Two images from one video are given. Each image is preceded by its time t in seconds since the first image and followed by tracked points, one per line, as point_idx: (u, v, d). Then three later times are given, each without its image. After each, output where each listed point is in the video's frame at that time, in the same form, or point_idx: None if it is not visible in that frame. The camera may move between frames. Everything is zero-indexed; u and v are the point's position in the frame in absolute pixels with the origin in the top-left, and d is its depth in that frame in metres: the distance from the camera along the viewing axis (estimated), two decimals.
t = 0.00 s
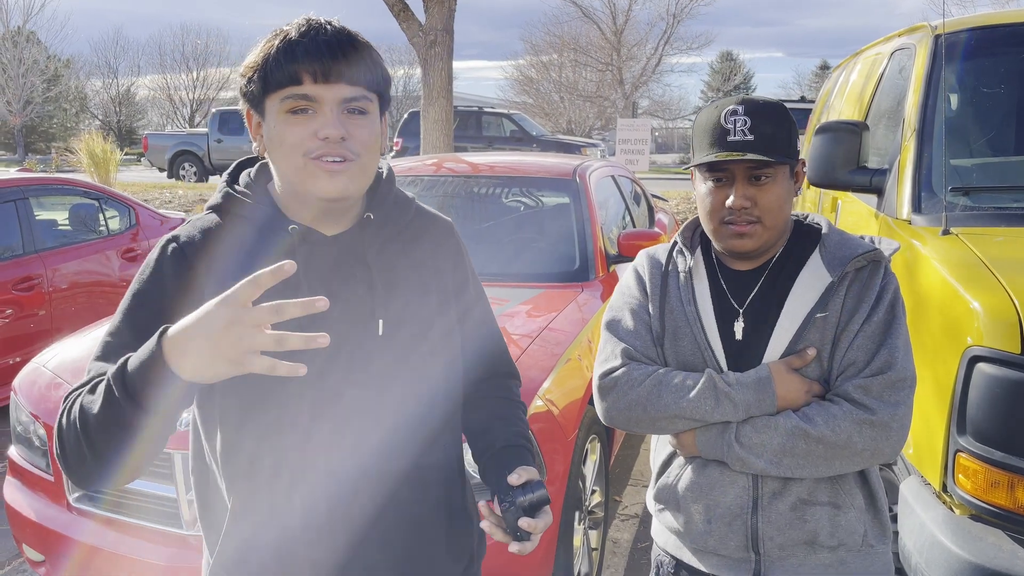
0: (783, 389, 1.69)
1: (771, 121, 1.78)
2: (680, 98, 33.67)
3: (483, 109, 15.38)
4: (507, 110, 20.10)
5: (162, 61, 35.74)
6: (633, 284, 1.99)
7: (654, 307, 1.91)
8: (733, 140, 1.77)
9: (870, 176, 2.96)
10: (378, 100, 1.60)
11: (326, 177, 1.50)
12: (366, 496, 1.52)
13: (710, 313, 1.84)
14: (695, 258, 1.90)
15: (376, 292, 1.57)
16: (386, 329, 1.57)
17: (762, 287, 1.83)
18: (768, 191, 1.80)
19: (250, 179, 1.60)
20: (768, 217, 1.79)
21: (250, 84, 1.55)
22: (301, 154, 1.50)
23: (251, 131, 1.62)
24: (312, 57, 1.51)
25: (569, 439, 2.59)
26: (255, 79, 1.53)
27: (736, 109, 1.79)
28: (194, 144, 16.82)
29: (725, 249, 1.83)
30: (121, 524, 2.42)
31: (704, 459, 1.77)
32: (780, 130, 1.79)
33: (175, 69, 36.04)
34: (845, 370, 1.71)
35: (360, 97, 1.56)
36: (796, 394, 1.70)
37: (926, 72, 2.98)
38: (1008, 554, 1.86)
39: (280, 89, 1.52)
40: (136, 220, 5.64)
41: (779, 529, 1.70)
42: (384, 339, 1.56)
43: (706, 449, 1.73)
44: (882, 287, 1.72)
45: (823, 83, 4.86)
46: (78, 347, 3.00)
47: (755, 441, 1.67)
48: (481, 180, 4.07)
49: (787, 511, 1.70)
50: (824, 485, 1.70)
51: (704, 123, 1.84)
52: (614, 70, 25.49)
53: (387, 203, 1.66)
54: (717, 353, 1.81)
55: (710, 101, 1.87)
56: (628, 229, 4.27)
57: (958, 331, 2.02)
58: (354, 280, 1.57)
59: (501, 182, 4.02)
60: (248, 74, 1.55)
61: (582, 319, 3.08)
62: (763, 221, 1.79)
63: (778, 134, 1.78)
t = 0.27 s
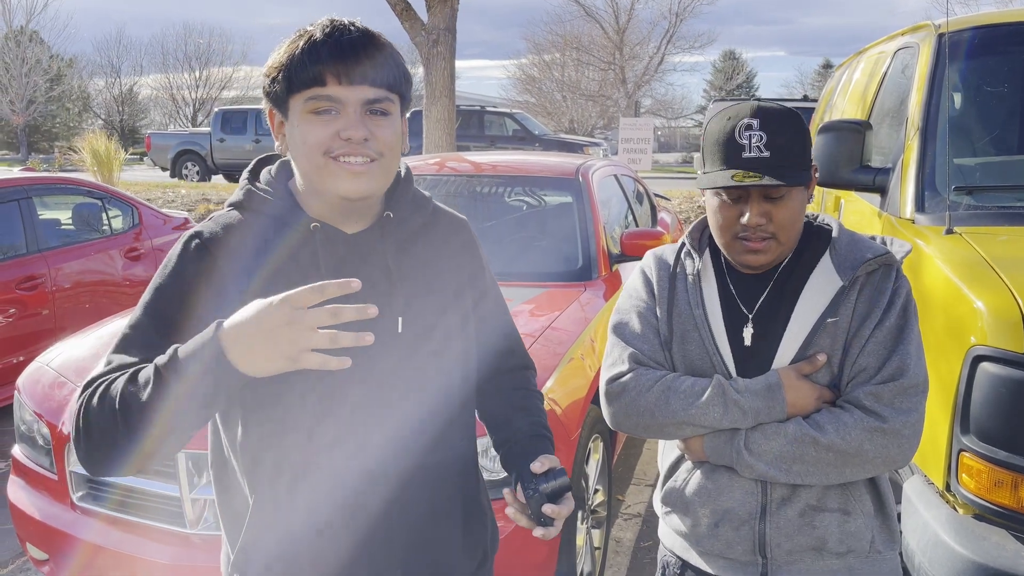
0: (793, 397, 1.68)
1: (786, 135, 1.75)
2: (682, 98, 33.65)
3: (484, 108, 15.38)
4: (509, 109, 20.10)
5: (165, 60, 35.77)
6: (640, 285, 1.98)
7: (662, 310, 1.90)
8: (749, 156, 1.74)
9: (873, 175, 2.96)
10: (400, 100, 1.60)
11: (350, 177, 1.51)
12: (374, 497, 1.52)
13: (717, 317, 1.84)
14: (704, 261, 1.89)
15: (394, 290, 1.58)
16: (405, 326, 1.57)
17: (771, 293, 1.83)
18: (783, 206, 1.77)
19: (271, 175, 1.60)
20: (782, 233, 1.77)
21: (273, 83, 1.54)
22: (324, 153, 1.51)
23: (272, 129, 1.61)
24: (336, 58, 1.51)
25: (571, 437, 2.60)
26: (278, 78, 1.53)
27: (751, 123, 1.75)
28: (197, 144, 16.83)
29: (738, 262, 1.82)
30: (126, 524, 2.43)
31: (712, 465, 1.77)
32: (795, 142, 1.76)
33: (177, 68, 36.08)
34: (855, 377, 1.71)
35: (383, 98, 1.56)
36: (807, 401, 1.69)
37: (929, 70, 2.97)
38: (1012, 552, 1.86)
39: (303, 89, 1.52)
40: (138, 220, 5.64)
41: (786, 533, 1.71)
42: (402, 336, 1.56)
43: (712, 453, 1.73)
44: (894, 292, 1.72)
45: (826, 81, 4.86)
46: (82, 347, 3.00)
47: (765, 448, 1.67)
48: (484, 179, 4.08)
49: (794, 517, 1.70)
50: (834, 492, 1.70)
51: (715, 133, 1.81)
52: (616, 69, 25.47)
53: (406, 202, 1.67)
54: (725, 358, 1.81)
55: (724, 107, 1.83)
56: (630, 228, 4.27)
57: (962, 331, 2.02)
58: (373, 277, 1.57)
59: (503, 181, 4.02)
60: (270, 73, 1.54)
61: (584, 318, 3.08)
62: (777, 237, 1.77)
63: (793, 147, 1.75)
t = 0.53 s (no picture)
0: (803, 418, 1.66)
1: (840, 172, 1.62)
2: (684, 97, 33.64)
3: (487, 107, 15.39)
4: (511, 108, 20.11)
5: (167, 61, 35.83)
6: (664, 282, 1.96)
7: (682, 311, 1.89)
8: (798, 197, 1.62)
9: (876, 173, 2.95)
10: (414, 102, 1.61)
11: (363, 179, 1.52)
12: (377, 498, 1.52)
13: (737, 322, 1.81)
14: (731, 264, 1.85)
15: (412, 286, 1.59)
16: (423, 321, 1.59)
17: (797, 309, 1.78)
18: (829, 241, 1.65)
19: (293, 173, 1.59)
20: (824, 268, 1.67)
21: (290, 84, 1.55)
22: (338, 155, 1.52)
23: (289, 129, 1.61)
24: (352, 62, 1.52)
25: (574, 435, 2.60)
26: (295, 80, 1.53)
27: (804, 160, 1.62)
28: (200, 143, 16.86)
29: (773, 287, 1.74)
30: (130, 522, 2.44)
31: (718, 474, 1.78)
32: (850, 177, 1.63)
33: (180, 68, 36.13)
34: (873, 405, 1.67)
35: (398, 101, 1.57)
36: (817, 423, 1.67)
37: (932, 69, 2.96)
38: (1015, 551, 1.85)
39: (318, 91, 1.52)
40: (142, 219, 5.65)
41: (787, 552, 1.69)
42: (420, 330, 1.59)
43: (717, 463, 1.74)
44: (927, 320, 1.65)
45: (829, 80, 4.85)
46: (87, 346, 3.02)
47: (769, 466, 1.67)
48: (487, 178, 4.08)
49: (797, 536, 1.69)
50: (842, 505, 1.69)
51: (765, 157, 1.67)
52: (619, 68, 25.46)
53: (425, 201, 1.67)
54: (741, 369, 1.79)
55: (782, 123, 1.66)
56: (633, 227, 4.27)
57: (966, 329, 2.01)
58: (394, 274, 1.59)
59: (506, 181, 4.03)
60: (287, 74, 1.55)
61: (587, 316, 3.08)
62: (818, 271, 1.68)
63: (846, 184, 1.63)
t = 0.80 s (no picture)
0: (852, 454, 1.58)
1: (926, 220, 1.45)
2: (686, 97, 33.64)
3: (488, 107, 15.41)
4: (513, 108, 20.12)
5: (170, 62, 35.89)
6: (702, 293, 1.82)
7: (721, 328, 1.76)
8: (878, 246, 1.44)
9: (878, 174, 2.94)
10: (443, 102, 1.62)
11: (404, 176, 1.52)
12: (373, 497, 1.51)
13: (781, 345, 1.68)
14: (775, 278, 1.73)
15: (433, 283, 1.58)
16: (444, 319, 1.59)
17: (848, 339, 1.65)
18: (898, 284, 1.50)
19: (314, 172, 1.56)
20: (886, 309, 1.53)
21: (324, 83, 1.51)
22: (379, 154, 1.51)
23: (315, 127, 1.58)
24: (391, 63, 1.52)
25: (575, 436, 2.59)
26: (331, 78, 1.50)
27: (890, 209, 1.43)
28: (202, 144, 16.89)
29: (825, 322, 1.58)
30: (131, 523, 2.44)
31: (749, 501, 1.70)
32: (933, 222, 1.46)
33: (182, 69, 36.20)
34: (926, 443, 1.59)
35: (432, 101, 1.58)
36: (865, 460, 1.59)
37: (934, 68, 2.95)
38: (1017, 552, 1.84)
39: (358, 90, 1.50)
40: (144, 220, 5.65)
41: None
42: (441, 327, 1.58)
43: (752, 492, 1.65)
44: (992, 360, 1.55)
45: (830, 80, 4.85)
46: (89, 347, 3.02)
47: (812, 503, 1.59)
48: (488, 179, 4.08)
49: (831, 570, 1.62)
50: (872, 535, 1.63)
51: (839, 194, 1.47)
52: (621, 68, 25.46)
53: (443, 199, 1.67)
54: (783, 396, 1.68)
55: (864, 157, 1.46)
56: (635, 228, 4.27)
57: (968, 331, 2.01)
58: (413, 272, 1.57)
59: (507, 181, 4.03)
60: (321, 72, 1.51)
61: (588, 317, 3.07)
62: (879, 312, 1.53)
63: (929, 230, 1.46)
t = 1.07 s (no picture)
0: (922, 501, 1.52)
1: None
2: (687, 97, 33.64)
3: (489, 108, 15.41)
4: (515, 109, 20.12)
5: (172, 63, 35.93)
6: (753, 317, 1.65)
7: (778, 362, 1.62)
8: (975, 331, 1.32)
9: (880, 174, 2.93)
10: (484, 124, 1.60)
11: (435, 202, 1.53)
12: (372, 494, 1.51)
13: (844, 385, 1.57)
14: (836, 311, 1.59)
15: (456, 283, 1.60)
16: (466, 321, 1.60)
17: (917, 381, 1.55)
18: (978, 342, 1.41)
19: (345, 167, 1.55)
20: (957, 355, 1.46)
21: (371, 96, 1.48)
22: (415, 177, 1.51)
23: (352, 129, 1.55)
24: (441, 89, 1.48)
25: (576, 437, 2.59)
26: (379, 95, 1.48)
27: (999, 298, 1.29)
28: (204, 145, 16.91)
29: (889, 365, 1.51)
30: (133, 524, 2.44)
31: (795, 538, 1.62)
32: None
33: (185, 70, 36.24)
34: (993, 488, 1.54)
35: (473, 126, 1.56)
36: (934, 505, 1.54)
37: (936, 68, 2.95)
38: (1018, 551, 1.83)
39: (404, 112, 1.47)
40: (146, 221, 5.65)
41: None
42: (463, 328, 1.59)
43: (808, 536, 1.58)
44: None
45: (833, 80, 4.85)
46: (91, 347, 3.03)
47: (875, 547, 1.54)
48: (490, 179, 4.08)
49: None
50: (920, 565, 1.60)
51: (940, 282, 1.31)
52: (623, 69, 25.45)
53: (467, 204, 1.70)
54: (843, 436, 1.58)
55: (961, 238, 1.29)
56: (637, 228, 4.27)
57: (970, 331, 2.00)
58: (438, 272, 1.59)
59: (509, 182, 4.02)
60: (369, 86, 1.48)
61: (590, 317, 3.07)
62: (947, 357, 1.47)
63: None
